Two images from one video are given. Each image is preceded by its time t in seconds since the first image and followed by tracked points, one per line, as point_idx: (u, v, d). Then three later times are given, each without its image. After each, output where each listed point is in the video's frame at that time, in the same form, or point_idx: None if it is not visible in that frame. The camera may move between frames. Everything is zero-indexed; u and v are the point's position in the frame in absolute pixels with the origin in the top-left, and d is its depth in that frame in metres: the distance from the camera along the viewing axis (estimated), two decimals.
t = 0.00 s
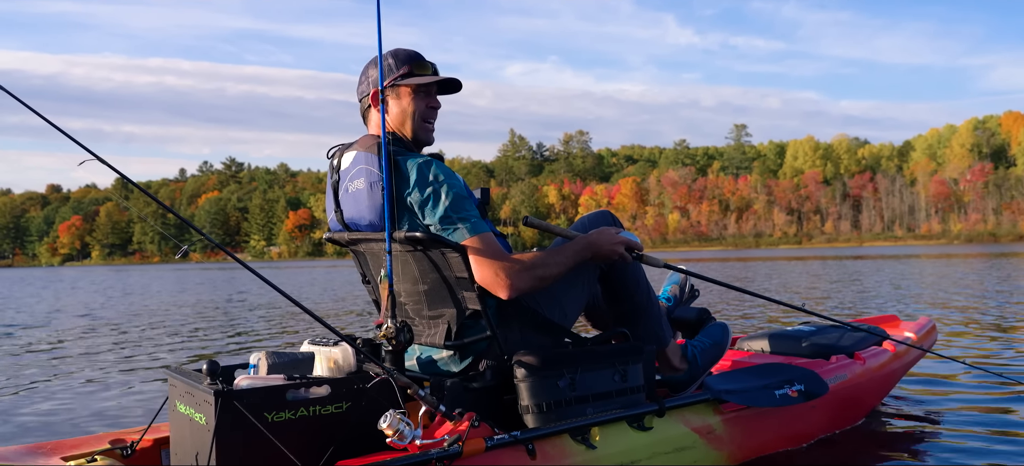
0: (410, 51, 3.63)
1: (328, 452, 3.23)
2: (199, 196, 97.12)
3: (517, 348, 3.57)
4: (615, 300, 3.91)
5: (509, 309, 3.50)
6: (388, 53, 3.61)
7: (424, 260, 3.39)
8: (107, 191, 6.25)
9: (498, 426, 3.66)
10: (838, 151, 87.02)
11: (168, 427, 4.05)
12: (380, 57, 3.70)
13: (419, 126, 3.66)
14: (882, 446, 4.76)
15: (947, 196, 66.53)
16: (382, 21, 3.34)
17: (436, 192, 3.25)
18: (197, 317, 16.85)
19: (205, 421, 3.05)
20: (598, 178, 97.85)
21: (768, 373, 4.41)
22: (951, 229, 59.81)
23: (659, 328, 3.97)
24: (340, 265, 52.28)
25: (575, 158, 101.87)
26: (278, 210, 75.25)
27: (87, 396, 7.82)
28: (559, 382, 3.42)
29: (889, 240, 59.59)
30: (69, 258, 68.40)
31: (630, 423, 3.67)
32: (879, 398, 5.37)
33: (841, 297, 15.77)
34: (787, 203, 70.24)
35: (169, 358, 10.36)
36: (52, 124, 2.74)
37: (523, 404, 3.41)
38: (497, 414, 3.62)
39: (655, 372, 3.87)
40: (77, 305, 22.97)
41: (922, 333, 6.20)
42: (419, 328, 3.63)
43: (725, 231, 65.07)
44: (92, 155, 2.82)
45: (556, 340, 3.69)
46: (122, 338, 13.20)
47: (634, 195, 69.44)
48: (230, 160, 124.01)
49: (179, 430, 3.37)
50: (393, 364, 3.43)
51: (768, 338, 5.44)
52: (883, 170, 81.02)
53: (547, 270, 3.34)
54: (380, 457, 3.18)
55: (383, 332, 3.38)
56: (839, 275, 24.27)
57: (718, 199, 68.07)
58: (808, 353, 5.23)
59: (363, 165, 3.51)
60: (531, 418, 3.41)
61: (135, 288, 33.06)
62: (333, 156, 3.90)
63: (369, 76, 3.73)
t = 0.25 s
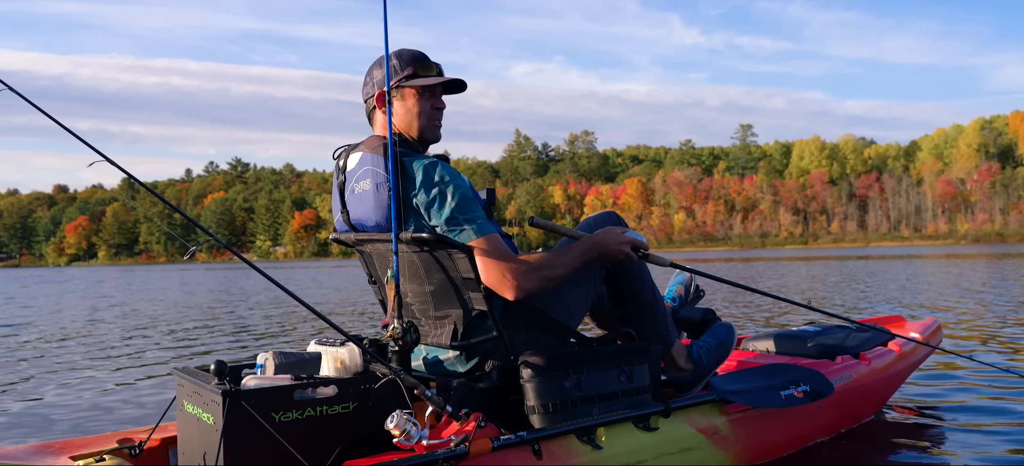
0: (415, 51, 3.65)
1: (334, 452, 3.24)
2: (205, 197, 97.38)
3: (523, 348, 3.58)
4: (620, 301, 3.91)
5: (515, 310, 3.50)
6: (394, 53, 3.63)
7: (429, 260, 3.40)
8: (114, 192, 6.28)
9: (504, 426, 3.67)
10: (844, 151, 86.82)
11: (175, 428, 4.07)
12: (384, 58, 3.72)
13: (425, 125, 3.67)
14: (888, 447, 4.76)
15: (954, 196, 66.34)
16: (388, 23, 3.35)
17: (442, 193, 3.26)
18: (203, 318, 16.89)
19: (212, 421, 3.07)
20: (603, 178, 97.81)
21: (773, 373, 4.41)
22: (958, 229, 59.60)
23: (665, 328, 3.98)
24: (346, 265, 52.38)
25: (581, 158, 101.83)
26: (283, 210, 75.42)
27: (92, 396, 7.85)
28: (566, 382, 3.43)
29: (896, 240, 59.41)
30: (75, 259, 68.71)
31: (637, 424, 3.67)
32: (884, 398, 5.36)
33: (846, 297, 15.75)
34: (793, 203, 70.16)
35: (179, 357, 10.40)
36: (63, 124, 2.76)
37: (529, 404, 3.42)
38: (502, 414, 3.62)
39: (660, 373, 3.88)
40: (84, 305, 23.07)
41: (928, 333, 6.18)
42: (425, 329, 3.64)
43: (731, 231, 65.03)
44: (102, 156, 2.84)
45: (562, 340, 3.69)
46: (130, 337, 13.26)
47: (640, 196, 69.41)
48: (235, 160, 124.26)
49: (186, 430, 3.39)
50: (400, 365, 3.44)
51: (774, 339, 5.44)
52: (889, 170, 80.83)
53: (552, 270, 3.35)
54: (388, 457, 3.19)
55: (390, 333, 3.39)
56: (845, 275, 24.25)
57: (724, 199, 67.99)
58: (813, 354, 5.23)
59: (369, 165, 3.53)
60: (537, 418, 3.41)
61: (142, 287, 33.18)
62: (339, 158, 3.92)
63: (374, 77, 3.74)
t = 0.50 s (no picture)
0: (420, 54, 3.66)
1: (338, 453, 3.25)
2: (210, 197, 97.60)
3: (528, 350, 3.59)
4: (624, 304, 3.92)
5: (520, 312, 3.51)
6: (399, 56, 3.65)
7: (434, 262, 3.41)
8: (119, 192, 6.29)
9: (509, 428, 3.68)
10: (848, 153, 86.71)
11: (180, 427, 4.10)
12: (389, 61, 3.73)
13: (430, 127, 3.68)
14: (892, 449, 4.77)
15: (958, 198, 66.25)
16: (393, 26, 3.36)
17: (447, 195, 3.27)
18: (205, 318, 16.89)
19: (217, 422, 3.08)
20: (607, 179, 97.79)
21: (776, 376, 4.42)
22: (963, 231, 59.47)
23: (668, 330, 3.98)
24: (350, 267, 52.46)
25: (585, 160, 101.86)
26: (288, 211, 75.57)
27: (95, 396, 7.88)
28: (569, 385, 3.44)
29: (901, 242, 59.31)
30: (80, 259, 69.03)
31: (640, 426, 3.68)
32: (886, 401, 5.36)
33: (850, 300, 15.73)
34: (797, 205, 70.16)
35: (183, 358, 10.41)
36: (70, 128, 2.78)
37: (533, 407, 3.42)
38: (506, 415, 3.64)
39: (664, 375, 3.89)
40: (88, 306, 23.14)
41: (930, 335, 6.17)
42: (429, 331, 3.65)
43: (735, 233, 64.98)
44: (108, 158, 2.86)
45: (565, 342, 3.70)
46: (134, 338, 13.35)
47: (644, 197, 69.42)
48: (240, 161, 124.44)
49: (191, 430, 3.41)
50: (405, 365, 3.46)
51: (777, 341, 5.45)
52: (894, 173, 80.70)
53: (557, 272, 3.36)
54: (392, 458, 3.20)
55: (394, 334, 3.40)
56: (851, 277, 24.16)
57: (728, 201, 67.92)
58: (816, 356, 5.23)
59: (374, 167, 3.54)
60: (541, 419, 3.42)
61: (146, 288, 33.28)
62: (344, 159, 3.93)
63: (379, 78, 3.75)
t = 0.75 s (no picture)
0: (423, 53, 3.67)
1: (340, 452, 3.26)
2: (211, 198, 97.68)
3: (529, 350, 3.60)
4: (625, 303, 3.93)
5: (521, 312, 3.52)
6: (401, 55, 3.65)
7: (436, 262, 3.42)
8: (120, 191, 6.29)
9: (509, 427, 3.69)
10: (850, 154, 86.68)
11: (182, 426, 4.10)
12: (392, 61, 3.74)
13: (432, 127, 3.69)
14: (893, 449, 4.77)
15: (960, 199, 66.21)
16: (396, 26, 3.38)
17: (449, 195, 3.28)
18: (206, 318, 16.87)
19: (219, 421, 3.09)
20: (609, 180, 97.79)
21: (777, 376, 4.42)
22: (964, 233, 59.44)
23: (669, 331, 3.99)
24: (351, 267, 52.49)
25: (586, 160, 101.88)
26: (289, 211, 75.61)
27: (93, 396, 7.88)
28: (571, 385, 3.45)
29: (902, 243, 59.26)
30: (82, 258, 69.11)
31: (640, 426, 3.68)
32: (887, 402, 5.36)
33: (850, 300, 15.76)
34: (799, 206, 70.18)
35: (184, 358, 10.39)
36: (74, 128, 2.79)
37: (534, 406, 3.43)
38: (507, 415, 3.64)
39: (664, 376, 3.90)
40: (89, 305, 23.14)
41: (930, 336, 6.17)
42: (431, 330, 3.65)
43: (737, 234, 65.01)
44: (112, 157, 2.87)
45: (567, 343, 3.70)
46: (135, 337, 13.42)
47: (645, 198, 69.43)
48: (242, 161, 124.48)
49: (194, 428, 3.42)
50: (406, 364, 3.46)
51: (778, 341, 5.45)
52: (895, 174, 80.68)
53: (559, 273, 3.36)
54: (393, 458, 3.21)
55: (396, 334, 3.41)
56: (852, 279, 24.15)
57: (730, 202, 67.91)
58: (816, 357, 5.23)
59: (376, 167, 3.55)
60: (542, 420, 3.42)
61: (148, 288, 33.34)
62: (346, 158, 3.94)
63: (381, 79, 3.77)
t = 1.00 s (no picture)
0: (424, 54, 3.68)
1: (342, 453, 3.27)
2: (212, 197, 97.71)
3: (529, 350, 3.61)
4: (624, 303, 3.94)
5: (521, 311, 3.54)
6: (403, 55, 3.66)
7: (438, 262, 3.43)
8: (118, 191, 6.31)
9: (510, 427, 3.69)
10: (850, 155, 86.75)
11: (183, 425, 4.11)
12: (394, 61, 3.75)
13: (433, 127, 3.71)
14: (891, 449, 4.79)
15: (960, 200, 66.25)
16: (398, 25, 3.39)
17: (450, 195, 3.29)
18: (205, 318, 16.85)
19: (221, 420, 3.11)
20: (609, 180, 97.82)
21: (776, 376, 4.44)
22: (965, 233, 59.44)
23: (668, 331, 4.00)
24: (352, 266, 52.50)
25: (587, 161, 101.91)
26: (290, 211, 75.63)
27: (91, 395, 7.88)
28: (571, 384, 3.46)
29: (903, 244, 59.28)
30: (82, 257, 69.17)
31: (640, 425, 3.69)
32: (885, 402, 5.37)
33: (848, 301, 15.82)
34: (799, 207, 70.27)
35: (182, 358, 10.38)
36: (76, 127, 2.80)
37: (535, 406, 3.44)
38: (507, 415, 3.65)
39: (664, 375, 3.91)
40: (89, 305, 23.16)
41: (929, 336, 6.18)
42: (431, 330, 3.67)
43: (737, 234, 65.06)
44: (114, 157, 2.89)
45: (567, 342, 3.72)
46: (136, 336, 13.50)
47: (646, 198, 69.47)
48: (242, 160, 124.46)
49: (195, 427, 3.43)
50: (406, 365, 3.47)
51: (776, 341, 5.47)
52: (896, 174, 80.71)
53: (559, 273, 3.38)
54: (394, 457, 3.22)
55: (397, 334, 3.42)
56: (852, 279, 24.14)
57: (730, 202, 67.97)
58: (815, 356, 5.24)
59: (378, 167, 3.55)
60: (542, 419, 3.43)
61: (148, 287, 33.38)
62: (348, 158, 3.95)
63: (383, 78, 3.78)
